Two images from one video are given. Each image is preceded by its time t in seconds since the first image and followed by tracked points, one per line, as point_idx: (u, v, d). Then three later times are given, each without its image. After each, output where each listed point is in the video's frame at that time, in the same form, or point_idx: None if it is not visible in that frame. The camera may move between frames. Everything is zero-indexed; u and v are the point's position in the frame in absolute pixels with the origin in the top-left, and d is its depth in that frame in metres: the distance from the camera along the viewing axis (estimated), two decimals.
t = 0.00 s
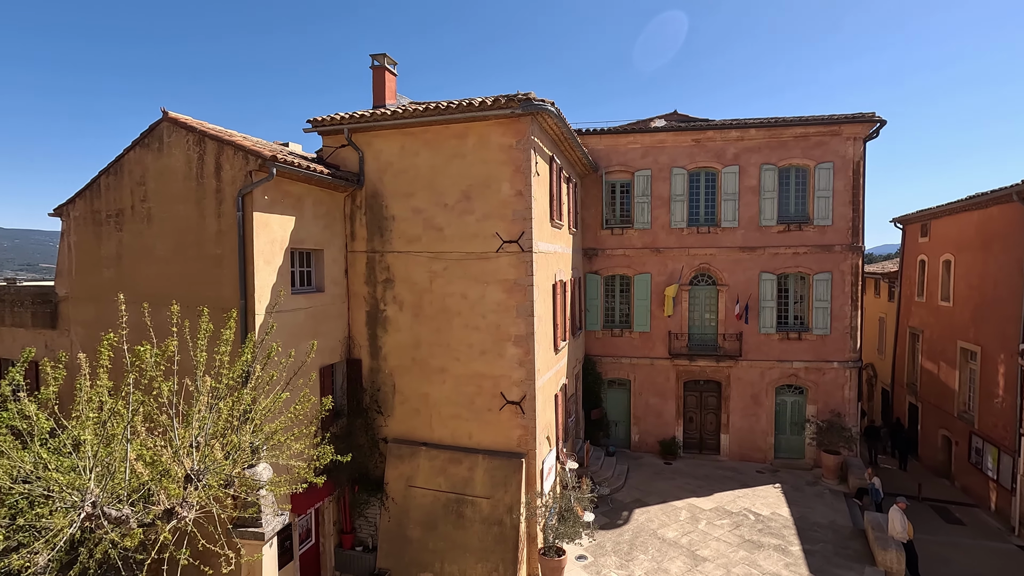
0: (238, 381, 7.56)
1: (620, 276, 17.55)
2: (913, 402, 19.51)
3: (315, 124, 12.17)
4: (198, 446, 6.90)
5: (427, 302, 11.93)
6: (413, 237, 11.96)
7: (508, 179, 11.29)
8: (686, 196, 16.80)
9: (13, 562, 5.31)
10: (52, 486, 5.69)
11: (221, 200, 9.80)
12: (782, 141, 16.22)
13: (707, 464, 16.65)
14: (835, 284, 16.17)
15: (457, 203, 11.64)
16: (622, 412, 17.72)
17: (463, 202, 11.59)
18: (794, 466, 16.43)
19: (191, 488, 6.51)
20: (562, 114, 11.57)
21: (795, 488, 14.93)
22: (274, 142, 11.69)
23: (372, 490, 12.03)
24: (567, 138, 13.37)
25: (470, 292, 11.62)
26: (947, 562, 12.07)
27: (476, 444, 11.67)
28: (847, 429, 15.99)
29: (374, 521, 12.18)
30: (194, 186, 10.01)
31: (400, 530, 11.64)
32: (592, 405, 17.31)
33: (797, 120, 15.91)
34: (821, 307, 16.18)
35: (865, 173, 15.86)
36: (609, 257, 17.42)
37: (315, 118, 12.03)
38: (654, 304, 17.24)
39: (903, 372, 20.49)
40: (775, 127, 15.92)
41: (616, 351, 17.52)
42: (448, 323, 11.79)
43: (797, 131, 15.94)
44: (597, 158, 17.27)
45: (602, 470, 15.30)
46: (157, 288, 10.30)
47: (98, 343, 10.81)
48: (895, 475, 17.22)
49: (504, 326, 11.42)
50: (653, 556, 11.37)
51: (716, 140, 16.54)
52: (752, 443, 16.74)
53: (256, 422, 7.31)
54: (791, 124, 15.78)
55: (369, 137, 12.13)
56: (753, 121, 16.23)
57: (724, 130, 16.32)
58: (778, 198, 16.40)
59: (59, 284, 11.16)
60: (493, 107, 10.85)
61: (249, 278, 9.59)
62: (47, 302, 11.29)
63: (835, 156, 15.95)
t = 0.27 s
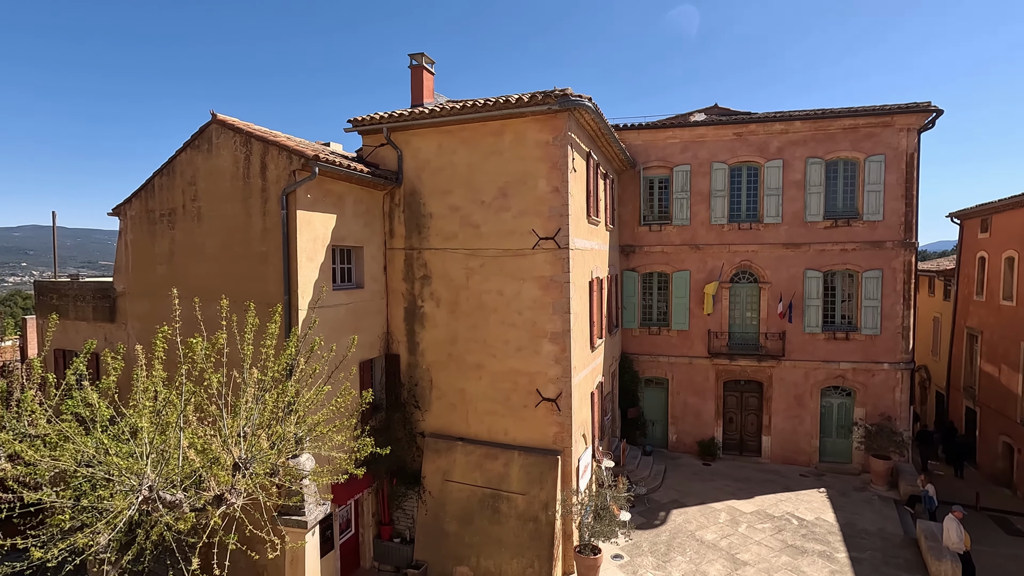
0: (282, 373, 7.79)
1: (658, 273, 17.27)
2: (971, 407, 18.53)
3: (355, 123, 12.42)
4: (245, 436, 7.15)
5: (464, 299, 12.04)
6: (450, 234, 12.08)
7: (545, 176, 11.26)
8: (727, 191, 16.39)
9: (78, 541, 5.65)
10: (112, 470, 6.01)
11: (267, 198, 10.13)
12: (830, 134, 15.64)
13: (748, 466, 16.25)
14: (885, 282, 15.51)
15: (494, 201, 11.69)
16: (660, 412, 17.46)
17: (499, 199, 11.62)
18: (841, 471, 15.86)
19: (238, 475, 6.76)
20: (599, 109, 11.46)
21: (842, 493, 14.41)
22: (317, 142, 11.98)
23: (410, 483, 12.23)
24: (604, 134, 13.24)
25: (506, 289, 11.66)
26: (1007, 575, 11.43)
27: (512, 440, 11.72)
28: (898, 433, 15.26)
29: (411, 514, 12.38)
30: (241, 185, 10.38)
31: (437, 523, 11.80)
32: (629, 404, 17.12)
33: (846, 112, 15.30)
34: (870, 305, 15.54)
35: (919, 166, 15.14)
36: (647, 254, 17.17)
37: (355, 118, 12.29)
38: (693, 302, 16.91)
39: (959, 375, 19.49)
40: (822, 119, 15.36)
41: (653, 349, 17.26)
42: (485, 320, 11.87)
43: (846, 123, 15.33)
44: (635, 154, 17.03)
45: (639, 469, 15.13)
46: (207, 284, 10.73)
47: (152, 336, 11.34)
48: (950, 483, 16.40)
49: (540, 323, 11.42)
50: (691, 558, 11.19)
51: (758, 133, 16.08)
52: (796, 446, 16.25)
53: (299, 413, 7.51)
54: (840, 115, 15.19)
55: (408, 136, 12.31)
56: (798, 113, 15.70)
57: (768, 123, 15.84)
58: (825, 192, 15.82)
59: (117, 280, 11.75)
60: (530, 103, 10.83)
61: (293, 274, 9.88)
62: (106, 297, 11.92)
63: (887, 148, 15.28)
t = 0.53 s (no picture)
0: (328, 364, 8.01)
1: (701, 269, 16.89)
2: None
3: (397, 120, 12.62)
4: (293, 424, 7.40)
5: (503, 293, 12.09)
6: (490, 229, 12.14)
7: (585, 169, 11.16)
8: (774, 183, 15.85)
9: (142, 519, 5.99)
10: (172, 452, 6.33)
11: (313, 195, 10.42)
12: (886, 122, 14.90)
13: (794, 468, 15.74)
14: (946, 278, 14.70)
15: (534, 195, 11.67)
16: (702, 410, 17.10)
17: (539, 194, 11.60)
18: (894, 475, 15.18)
19: (287, 462, 7.02)
20: (641, 101, 11.27)
21: (896, 499, 13.78)
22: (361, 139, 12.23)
23: (449, 475, 12.40)
24: (646, 126, 13.01)
25: (546, 284, 11.64)
26: None
27: (551, 435, 11.71)
28: (958, 438, 14.50)
29: (451, 505, 12.54)
30: (289, 182, 10.71)
31: (476, 515, 11.93)
32: (670, 401, 16.84)
33: (905, 99, 14.54)
34: (929, 303, 14.77)
35: (986, 155, 14.25)
36: (689, 249, 16.80)
37: (397, 114, 12.48)
38: (737, 298, 16.46)
39: None
40: (877, 107, 14.65)
41: (695, 346, 16.91)
42: (524, 314, 11.89)
43: (904, 111, 14.57)
44: (678, 146, 16.67)
45: (680, 468, 14.88)
46: (257, 277, 11.14)
47: (206, 327, 11.87)
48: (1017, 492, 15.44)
49: (580, 318, 11.35)
50: (734, 560, 10.94)
51: (809, 123, 15.47)
52: (846, 448, 15.63)
53: (344, 403, 7.72)
54: (897, 102, 14.45)
55: (448, 132, 12.42)
56: (852, 101, 15.01)
57: (819, 112, 15.22)
58: (880, 184, 15.11)
59: (174, 274, 12.34)
60: (571, 96, 10.75)
61: (338, 268, 10.14)
62: (164, 290, 12.53)
63: (950, 136, 14.44)
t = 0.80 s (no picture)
0: (375, 354, 8.21)
1: (749, 262, 16.37)
2: None
3: (441, 114, 12.74)
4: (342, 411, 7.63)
5: (545, 286, 12.07)
6: (533, 222, 12.13)
7: (630, 161, 10.99)
8: (829, 173, 15.18)
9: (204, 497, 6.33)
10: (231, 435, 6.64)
11: (360, 189, 10.66)
12: (954, 107, 14.03)
13: (847, 470, 15.14)
14: (1019, 272, 13.78)
15: (577, 187, 11.58)
16: (749, 408, 16.63)
17: (583, 186, 11.50)
18: (958, 481, 14.39)
19: (337, 447, 7.25)
20: (688, 90, 10.99)
21: (959, 505, 13.07)
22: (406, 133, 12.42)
23: (491, 466, 12.53)
24: (693, 116, 12.69)
25: (589, 277, 11.56)
26: None
27: (593, 429, 11.65)
28: None
29: (493, 496, 12.62)
30: (337, 176, 10.99)
31: (517, 506, 12.02)
32: (715, 398, 16.45)
33: (975, 81, 13.65)
34: (999, 299, 13.89)
35: None
36: (737, 242, 16.31)
37: (442, 108, 12.60)
38: (788, 293, 15.89)
39: None
40: (944, 91, 13.80)
41: (742, 342, 16.44)
42: (566, 308, 11.84)
43: (975, 94, 13.69)
44: (726, 136, 16.18)
45: (725, 466, 14.54)
46: (306, 269, 11.51)
47: (259, 318, 12.36)
48: None
49: (623, 312, 11.22)
50: (782, 562, 10.64)
51: (868, 109, 14.73)
52: (904, 451, 14.92)
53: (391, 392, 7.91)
54: (967, 86, 13.57)
55: (492, 125, 12.45)
56: (916, 85, 14.20)
57: (879, 98, 14.46)
58: (946, 173, 14.27)
59: (229, 266, 12.89)
60: (615, 87, 10.59)
61: (384, 261, 10.36)
62: (220, 282, 13.11)
63: None
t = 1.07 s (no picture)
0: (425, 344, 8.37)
1: (805, 256, 15.73)
2: None
3: (489, 108, 12.81)
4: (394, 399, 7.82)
5: (592, 279, 11.98)
6: (580, 214, 12.05)
7: (681, 152, 10.74)
8: (895, 162, 14.37)
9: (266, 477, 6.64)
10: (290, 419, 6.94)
11: (410, 182, 10.86)
12: None
13: (910, 474, 14.40)
14: None
15: (626, 179, 11.41)
16: (803, 407, 16.04)
17: (631, 178, 11.32)
18: None
19: (390, 434, 7.44)
20: (743, 77, 10.62)
21: None
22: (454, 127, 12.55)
23: (536, 457, 12.60)
24: (748, 104, 12.26)
25: (637, 270, 11.40)
26: None
27: (639, 424, 11.52)
28: None
29: (538, 488, 12.67)
30: (387, 170, 11.23)
31: (562, 499, 12.05)
32: (767, 396, 15.95)
33: None
34: None
35: None
36: (793, 235, 15.69)
37: (489, 102, 12.66)
38: (847, 288, 15.18)
39: None
40: None
41: (797, 339, 15.83)
42: (614, 301, 11.73)
43: None
44: (782, 124, 15.56)
45: (777, 466, 14.10)
46: (358, 261, 11.84)
47: (313, 308, 12.81)
48: None
49: (672, 306, 11.02)
50: (838, 566, 10.26)
51: (939, 93, 13.84)
52: (974, 457, 14.06)
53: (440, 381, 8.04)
54: None
55: (539, 117, 12.42)
56: (995, 66, 13.24)
57: (952, 81, 13.56)
58: None
59: (286, 258, 13.40)
60: (666, 76, 10.36)
61: (432, 253, 10.54)
62: (277, 273, 13.65)
63: None
